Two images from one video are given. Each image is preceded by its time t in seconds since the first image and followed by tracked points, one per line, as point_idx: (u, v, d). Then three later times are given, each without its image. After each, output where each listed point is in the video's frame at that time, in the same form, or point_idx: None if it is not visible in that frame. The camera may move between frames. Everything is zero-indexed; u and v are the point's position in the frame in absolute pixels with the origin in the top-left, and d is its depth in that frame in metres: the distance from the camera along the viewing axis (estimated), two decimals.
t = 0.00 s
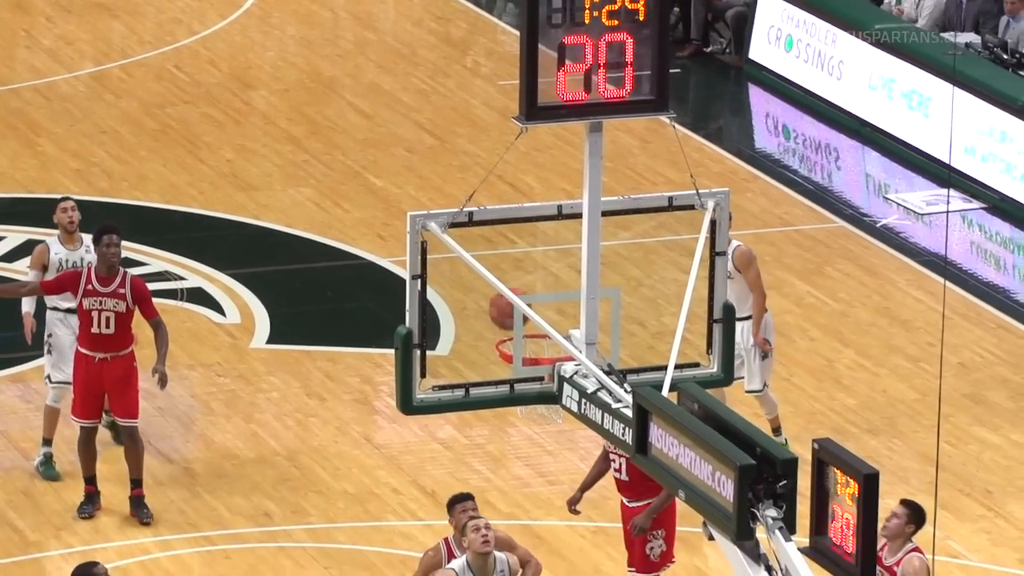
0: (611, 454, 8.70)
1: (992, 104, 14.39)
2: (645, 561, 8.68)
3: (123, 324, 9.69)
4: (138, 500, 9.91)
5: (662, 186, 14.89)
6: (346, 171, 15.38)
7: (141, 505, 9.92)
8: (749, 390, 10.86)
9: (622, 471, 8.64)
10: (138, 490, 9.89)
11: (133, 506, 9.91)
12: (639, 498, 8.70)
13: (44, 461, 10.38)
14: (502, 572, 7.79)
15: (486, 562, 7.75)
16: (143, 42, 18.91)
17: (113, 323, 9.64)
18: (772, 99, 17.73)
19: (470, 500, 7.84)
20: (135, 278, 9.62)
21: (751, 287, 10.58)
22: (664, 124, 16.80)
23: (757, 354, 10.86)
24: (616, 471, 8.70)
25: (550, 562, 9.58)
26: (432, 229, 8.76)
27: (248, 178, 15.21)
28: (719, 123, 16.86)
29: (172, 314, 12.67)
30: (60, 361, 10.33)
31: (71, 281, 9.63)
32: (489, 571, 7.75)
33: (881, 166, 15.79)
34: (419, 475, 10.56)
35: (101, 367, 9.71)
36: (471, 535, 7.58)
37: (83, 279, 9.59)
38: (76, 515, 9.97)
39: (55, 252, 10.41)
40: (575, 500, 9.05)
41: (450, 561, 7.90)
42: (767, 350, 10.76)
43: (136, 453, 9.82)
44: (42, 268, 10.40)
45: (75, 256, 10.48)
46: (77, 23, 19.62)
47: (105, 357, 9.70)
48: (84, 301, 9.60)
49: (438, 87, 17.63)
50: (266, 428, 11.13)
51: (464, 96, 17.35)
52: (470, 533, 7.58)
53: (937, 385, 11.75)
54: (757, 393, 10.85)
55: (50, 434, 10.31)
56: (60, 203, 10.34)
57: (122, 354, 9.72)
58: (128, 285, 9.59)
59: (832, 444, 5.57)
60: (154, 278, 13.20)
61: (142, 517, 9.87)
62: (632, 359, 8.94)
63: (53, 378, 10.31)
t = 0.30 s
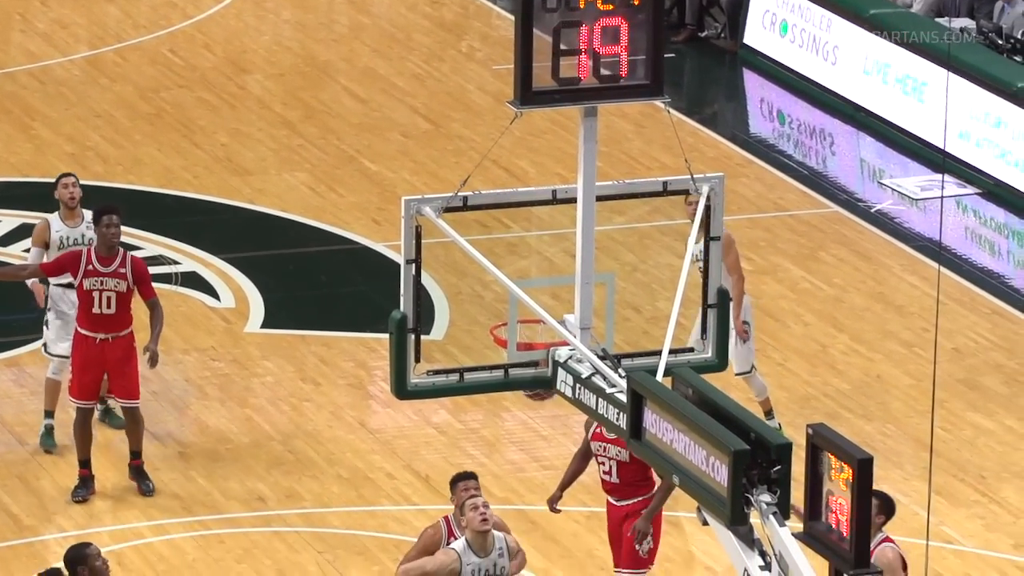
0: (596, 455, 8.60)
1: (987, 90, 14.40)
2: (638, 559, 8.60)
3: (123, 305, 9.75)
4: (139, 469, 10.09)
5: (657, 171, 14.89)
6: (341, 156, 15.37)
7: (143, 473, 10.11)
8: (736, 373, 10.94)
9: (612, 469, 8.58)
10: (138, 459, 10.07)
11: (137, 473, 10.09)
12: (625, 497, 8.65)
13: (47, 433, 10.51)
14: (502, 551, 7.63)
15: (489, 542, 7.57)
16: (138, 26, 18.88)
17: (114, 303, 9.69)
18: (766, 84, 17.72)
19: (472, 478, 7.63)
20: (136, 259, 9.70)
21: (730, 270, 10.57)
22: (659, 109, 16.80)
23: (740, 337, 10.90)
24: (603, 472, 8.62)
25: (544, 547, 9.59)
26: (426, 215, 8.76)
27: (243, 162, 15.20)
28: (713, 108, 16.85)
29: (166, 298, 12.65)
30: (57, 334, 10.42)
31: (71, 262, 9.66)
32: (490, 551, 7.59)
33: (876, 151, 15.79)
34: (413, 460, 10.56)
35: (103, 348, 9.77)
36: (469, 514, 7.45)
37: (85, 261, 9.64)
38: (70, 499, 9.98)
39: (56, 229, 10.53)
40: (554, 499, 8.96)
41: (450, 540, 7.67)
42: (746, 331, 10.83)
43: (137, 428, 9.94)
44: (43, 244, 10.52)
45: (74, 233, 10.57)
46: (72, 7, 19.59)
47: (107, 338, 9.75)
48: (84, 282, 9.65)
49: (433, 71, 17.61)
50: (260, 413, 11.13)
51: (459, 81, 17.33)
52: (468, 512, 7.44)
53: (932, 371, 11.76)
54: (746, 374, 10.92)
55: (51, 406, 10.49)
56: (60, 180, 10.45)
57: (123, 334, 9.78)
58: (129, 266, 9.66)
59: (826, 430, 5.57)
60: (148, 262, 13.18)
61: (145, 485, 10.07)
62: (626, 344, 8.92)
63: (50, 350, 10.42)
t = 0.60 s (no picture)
0: (586, 466, 8.50)
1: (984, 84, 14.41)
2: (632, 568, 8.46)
3: (126, 296, 9.77)
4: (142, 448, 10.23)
5: (654, 164, 14.89)
6: (338, 149, 15.36)
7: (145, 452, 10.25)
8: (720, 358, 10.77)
9: (603, 478, 8.46)
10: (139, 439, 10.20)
11: (141, 453, 10.24)
12: (616, 505, 8.51)
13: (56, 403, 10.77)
14: (504, 547, 7.54)
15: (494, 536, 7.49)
16: (135, 19, 18.87)
17: (118, 294, 9.72)
18: (763, 78, 17.72)
19: (471, 465, 7.67)
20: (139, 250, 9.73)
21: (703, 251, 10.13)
22: (656, 102, 16.80)
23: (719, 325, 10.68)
24: (594, 481, 8.50)
25: (542, 541, 9.59)
26: (423, 208, 8.71)
27: (240, 155, 15.19)
28: (711, 102, 16.85)
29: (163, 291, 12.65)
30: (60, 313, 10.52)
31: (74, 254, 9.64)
32: (493, 546, 7.50)
33: (873, 145, 15.80)
34: (410, 453, 10.56)
35: (105, 340, 9.79)
36: (478, 508, 7.35)
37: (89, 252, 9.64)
38: (67, 492, 9.98)
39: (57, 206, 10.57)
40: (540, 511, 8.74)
41: (448, 524, 7.69)
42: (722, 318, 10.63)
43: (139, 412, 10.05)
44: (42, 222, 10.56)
45: (73, 212, 10.62)
46: None
47: (110, 329, 9.77)
48: (89, 273, 9.66)
49: (430, 65, 17.60)
50: (257, 406, 11.13)
51: (456, 74, 17.32)
52: (478, 505, 7.35)
53: (929, 365, 11.77)
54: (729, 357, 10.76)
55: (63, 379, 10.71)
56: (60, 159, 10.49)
57: (126, 325, 9.81)
58: (133, 257, 9.69)
59: (824, 424, 5.58)
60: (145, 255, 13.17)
61: (149, 465, 10.23)
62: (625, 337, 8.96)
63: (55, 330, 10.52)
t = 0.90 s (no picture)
0: (584, 472, 8.36)
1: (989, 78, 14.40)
2: None
3: (139, 290, 9.79)
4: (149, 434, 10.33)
5: (659, 158, 14.89)
6: (343, 143, 15.36)
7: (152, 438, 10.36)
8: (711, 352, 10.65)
9: (601, 485, 8.35)
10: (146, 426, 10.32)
11: (148, 438, 10.36)
12: (611, 513, 8.40)
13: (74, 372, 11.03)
14: (519, 545, 7.52)
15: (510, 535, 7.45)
16: (139, 13, 18.87)
17: (131, 288, 9.74)
18: (768, 71, 17.72)
19: (472, 454, 7.65)
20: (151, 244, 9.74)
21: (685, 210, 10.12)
22: (660, 96, 16.79)
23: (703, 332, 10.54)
24: (591, 488, 8.39)
25: (546, 535, 9.60)
26: (427, 202, 8.75)
27: (244, 149, 15.20)
28: (715, 96, 16.84)
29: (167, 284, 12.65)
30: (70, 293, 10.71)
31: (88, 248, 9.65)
32: (510, 544, 7.47)
33: (878, 139, 15.79)
34: (414, 447, 10.56)
35: (117, 333, 9.79)
36: (498, 508, 7.32)
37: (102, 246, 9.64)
38: (71, 486, 9.99)
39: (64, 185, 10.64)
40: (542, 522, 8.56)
41: (449, 513, 7.71)
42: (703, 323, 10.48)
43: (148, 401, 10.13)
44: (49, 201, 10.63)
45: (80, 191, 10.68)
46: None
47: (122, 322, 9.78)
48: (101, 267, 9.67)
49: (434, 58, 17.60)
50: (262, 400, 11.13)
51: (461, 68, 17.31)
52: (497, 504, 7.32)
53: (933, 358, 11.77)
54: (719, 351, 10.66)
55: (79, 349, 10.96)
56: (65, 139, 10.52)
57: (137, 318, 9.82)
58: (145, 251, 9.70)
59: (828, 418, 5.57)
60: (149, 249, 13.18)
61: (157, 449, 10.36)
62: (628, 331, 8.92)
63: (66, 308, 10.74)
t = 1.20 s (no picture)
0: (584, 496, 8.20)
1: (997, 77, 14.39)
2: None
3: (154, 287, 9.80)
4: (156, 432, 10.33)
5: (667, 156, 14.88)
6: (351, 141, 15.36)
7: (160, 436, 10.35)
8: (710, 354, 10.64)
9: (601, 509, 8.19)
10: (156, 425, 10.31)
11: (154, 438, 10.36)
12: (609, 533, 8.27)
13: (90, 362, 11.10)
14: (536, 550, 7.47)
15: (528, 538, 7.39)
16: (148, 11, 18.88)
17: (148, 286, 9.74)
18: (776, 70, 17.71)
19: (478, 450, 7.66)
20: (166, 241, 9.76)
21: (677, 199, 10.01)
22: (669, 95, 16.78)
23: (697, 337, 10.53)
24: (591, 512, 8.22)
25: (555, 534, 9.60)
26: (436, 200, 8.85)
27: (252, 147, 15.20)
28: (724, 94, 16.83)
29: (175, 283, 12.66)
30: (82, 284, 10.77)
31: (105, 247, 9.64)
32: (529, 549, 7.42)
33: (886, 137, 15.79)
34: (423, 445, 10.57)
35: (135, 331, 9.81)
36: (519, 513, 7.27)
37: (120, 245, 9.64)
38: (80, 484, 10.00)
39: (74, 177, 10.64)
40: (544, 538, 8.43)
41: (456, 512, 7.71)
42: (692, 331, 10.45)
43: (158, 396, 10.14)
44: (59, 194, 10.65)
45: (90, 182, 10.69)
46: None
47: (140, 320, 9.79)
48: (118, 265, 9.66)
49: (442, 57, 17.60)
50: (270, 398, 11.14)
51: (469, 66, 17.31)
52: (519, 510, 7.27)
53: (942, 356, 11.76)
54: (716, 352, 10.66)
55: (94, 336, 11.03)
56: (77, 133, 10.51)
57: (154, 316, 9.83)
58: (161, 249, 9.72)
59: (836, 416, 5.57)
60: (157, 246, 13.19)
61: (162, 445, 10.37)
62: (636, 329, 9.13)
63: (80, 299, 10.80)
